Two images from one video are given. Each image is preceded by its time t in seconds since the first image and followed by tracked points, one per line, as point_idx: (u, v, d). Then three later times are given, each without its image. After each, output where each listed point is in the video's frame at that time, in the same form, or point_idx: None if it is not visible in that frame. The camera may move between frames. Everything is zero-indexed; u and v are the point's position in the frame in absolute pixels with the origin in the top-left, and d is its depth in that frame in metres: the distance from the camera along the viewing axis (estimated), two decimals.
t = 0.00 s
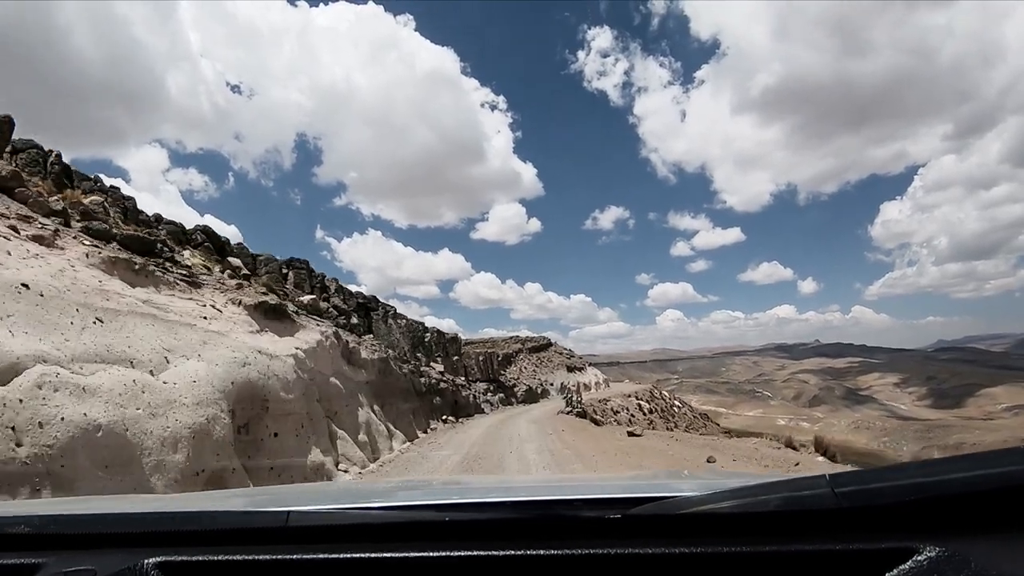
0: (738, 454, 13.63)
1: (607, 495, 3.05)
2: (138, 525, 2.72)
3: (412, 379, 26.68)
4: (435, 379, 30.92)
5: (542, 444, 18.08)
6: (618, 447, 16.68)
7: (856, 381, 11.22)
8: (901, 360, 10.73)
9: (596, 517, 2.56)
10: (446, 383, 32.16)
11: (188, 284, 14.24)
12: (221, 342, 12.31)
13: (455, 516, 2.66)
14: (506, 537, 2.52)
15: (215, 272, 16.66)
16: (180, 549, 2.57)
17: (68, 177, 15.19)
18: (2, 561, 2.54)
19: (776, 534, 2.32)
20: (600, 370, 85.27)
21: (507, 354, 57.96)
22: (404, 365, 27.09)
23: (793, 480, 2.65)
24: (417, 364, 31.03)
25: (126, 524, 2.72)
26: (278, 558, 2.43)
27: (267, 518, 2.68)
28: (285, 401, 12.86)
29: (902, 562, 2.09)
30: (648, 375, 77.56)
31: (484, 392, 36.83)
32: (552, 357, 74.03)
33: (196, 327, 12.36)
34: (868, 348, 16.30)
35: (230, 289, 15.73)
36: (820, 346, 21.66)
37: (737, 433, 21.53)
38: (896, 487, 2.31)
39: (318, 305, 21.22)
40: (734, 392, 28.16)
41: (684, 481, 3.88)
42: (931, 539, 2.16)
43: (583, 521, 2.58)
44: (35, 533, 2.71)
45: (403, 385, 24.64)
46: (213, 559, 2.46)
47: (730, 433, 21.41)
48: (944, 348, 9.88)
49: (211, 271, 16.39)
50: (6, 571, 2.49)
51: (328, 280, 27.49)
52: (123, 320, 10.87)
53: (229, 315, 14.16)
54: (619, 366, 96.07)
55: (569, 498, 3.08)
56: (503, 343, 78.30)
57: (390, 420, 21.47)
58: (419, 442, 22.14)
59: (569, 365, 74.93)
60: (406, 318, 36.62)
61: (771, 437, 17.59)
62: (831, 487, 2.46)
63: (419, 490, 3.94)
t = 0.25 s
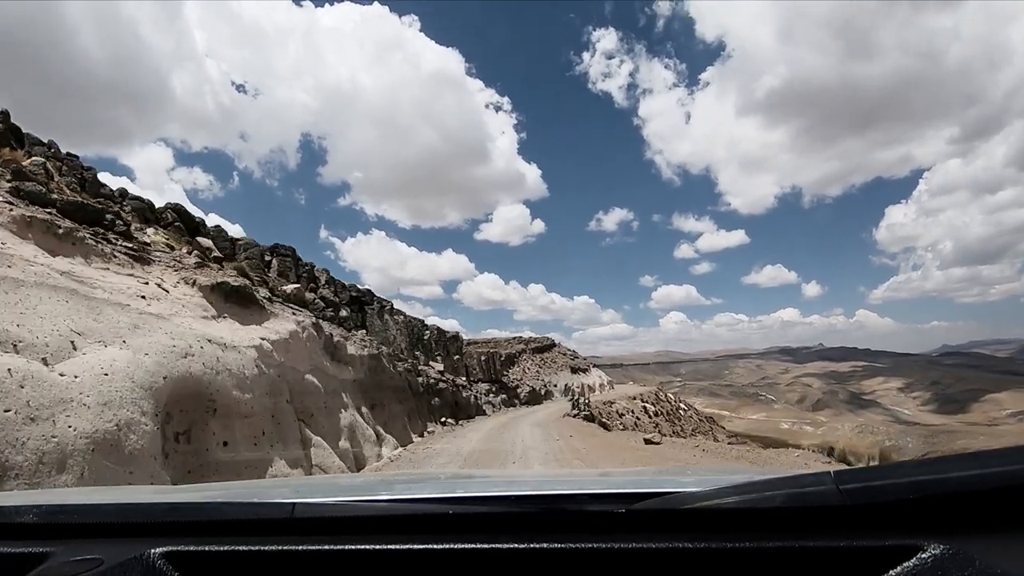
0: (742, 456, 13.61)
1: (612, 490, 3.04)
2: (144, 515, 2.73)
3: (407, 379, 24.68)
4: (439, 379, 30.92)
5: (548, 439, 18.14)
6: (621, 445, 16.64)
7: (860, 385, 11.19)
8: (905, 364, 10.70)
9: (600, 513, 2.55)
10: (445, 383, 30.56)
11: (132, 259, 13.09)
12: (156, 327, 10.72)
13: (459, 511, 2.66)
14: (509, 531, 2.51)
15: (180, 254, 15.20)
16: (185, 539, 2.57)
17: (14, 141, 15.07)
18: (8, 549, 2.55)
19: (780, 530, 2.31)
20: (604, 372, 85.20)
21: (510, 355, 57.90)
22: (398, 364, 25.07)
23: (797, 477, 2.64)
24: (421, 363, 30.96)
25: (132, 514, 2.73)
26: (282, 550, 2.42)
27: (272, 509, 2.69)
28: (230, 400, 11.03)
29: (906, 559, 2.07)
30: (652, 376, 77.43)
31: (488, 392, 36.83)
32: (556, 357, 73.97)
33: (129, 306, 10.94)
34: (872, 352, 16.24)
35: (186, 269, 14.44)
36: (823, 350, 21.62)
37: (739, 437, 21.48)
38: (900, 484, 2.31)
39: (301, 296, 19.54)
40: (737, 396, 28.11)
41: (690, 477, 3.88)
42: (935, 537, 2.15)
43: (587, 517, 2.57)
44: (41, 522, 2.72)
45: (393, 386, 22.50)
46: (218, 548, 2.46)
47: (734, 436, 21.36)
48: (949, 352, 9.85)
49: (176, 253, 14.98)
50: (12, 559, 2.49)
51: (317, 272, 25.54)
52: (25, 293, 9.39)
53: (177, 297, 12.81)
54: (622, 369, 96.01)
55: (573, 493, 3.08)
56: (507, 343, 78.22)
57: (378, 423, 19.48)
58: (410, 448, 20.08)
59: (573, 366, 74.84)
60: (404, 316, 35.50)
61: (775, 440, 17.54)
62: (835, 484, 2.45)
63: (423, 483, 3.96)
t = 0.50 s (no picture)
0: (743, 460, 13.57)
1: (615, 493, 3.04)
2: (149, 513, 2.73)
3: (401, 379, 22.32)
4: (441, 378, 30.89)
5: (554, 441, 18.08)
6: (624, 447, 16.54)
7: (864, 390, 11.13)
8: (908, 368, 10.68)
9: (604, 516, 2.55)
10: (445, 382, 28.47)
11: (36, 219, 10.84)
12: (44, 300, 8.53)
13: (463, 512, 2.66)
14: (511, 533, 2.52)
15: (122, 224, 13.05)
16: (187, 538, 2.56)
17: None
18: (11, 546, 2.55)
19: (784, 534, 2.31)
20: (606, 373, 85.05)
21: (512, 355, 57.76)
22: (390, 360, 22.69)
23: (803, 480, 2.64)
24: (423, 363, 30.81)
25: (135, 513, 2.74)
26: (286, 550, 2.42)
27: (276, 509, 2.69)
28: (138, 403, 8.67)
29: (911, 567, 2.06)
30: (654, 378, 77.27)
31: (490, 392, 36.68)
32: (558, 359, 73.86)
33: (8, 271, 8.66)
34: (875, 356, 16.15)
35: (115, 237, 12.07)
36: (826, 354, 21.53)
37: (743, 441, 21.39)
38: (905, 491, 2.30)
39: (275, 283, 17.25)
40: (739, 399, 28.00)
41: (692, 480, 3.87)
42: (939, 545, 2.14)
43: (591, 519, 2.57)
44: (44, 519, 2.73)
45: (383, 389, 19.66)
46: (221, 547, 2.46)
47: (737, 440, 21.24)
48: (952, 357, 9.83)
49: (113, 221, 12.83)
50: (14, 556, 2.49)
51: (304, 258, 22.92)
52: None
53: (87, 266, 10.53)
54: (623, 371, 95.85)
55: (575, 496, 3.07)
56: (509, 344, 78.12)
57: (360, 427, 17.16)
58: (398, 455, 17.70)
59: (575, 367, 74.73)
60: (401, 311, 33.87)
61: (777, 444, 17.50)
62: (839, 489, 2.45)
63: (426, 484, 3.95)
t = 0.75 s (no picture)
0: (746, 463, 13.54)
1: (617, 494, 3.04)
2: (151, 518, 2.73)
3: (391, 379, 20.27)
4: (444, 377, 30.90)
5: (557, 442, 18.06)
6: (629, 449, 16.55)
7: (866, 393, 11.06)
8: (911, 371, 10.66)
9: (606, 517, 2.56)
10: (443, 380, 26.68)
11: None
12: None
13: (465, 515, 2.66)
14: (514, 535, 2.53)
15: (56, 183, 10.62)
16: (188, 544, 2.56)
17: None
18: (15, 552, 2.56)
19: (786, 535, 2.31)
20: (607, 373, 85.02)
21: (514, 355, 57.68)
22: (378, 358, 20.52)
23: (805, 481, 2.63)
24: (424, 361, 30.70)
25: (137, 518, 2.74)
26: (289, 555, 2.43)
27: (278, 513, 2.69)
28: None
29: (914, 569, 2.06)
30: (655, 379, 77.25)
31: (492, 391, 36.71)
32: (560, 359, 73.82)
33: None
34: (877, 358, 16.07)
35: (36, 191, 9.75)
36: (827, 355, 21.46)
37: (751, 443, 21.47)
38: (910, 490, 2.28)
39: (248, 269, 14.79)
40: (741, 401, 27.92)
41: (694, 481, 3.88)
42: (942, 547, 2.13)
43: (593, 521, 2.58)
44: (47, 524, 2.74)
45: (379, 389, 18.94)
46: (224, 552, 2.46)
47: (743, 442, 21.26)
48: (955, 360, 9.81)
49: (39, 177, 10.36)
50: (17, 562, 2.50)
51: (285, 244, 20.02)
52: None
53: None
54: (625, 371, 95.75)
55: (578, 497, 3.07)
56: (511, 344, 78.10)
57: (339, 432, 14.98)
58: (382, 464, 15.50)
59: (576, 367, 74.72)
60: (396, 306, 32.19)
61: (778, 446, 17.49)
62: (842, 489, 2.44)
63: (427, 487, 3.94)
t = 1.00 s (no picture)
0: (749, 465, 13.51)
1: (619, 492, 3.04)
2: (152, 518, 2.73)
3: (375, 378, 18.55)
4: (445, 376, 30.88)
5: (559, 442, 18.02)
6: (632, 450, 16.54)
7: (868, 395, 11.00)
8: (912, 374, 10.65)
9: (608, 515, 2.55)
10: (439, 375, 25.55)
11: None
12: None
13: (466, 513, 2.66)
14: (515, 534, 2.53)
15: None
16: (189, 543, 2.55)
17: None
18: (16, 553, 2.56)
19: (787, 532, 2.31)
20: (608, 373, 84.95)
21: (515, 354, 57.58)
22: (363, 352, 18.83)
23: (806, 478, 2.63)
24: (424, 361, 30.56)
25: (138, 518, 2.74)
26: (290, 553, 2.43)
27: (280, 513, 2.70)
28: None
29: (915, 562, 2.06)
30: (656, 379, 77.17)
31: (493, 391, 36.70)
32: (561, 359, 73.77)
33: None
34: (878, 360, 15.99)
35: None
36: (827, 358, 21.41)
37: (758, 446, 21.56)
38: (909, 487, 2.30)
39: (210, 247, 13.45)
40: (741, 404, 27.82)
41: (695, 480, 3.88)
42: (943, 541, 2.13)
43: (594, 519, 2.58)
44: (48, 525, 2.74)
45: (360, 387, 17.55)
46: (225, 552, 2.46)
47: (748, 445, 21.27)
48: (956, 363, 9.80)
49: None
50: (18, 562, 2.49)
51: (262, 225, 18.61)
52: None
53: None
54: (626, 372, 95.67)
55: (579, 495, 3.06)
56: (512, 343, 78.05)
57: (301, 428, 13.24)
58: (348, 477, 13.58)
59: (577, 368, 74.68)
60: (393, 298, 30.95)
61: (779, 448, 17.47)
62: (843, 486, 2.44)
63: (427, 486, 3.92)
